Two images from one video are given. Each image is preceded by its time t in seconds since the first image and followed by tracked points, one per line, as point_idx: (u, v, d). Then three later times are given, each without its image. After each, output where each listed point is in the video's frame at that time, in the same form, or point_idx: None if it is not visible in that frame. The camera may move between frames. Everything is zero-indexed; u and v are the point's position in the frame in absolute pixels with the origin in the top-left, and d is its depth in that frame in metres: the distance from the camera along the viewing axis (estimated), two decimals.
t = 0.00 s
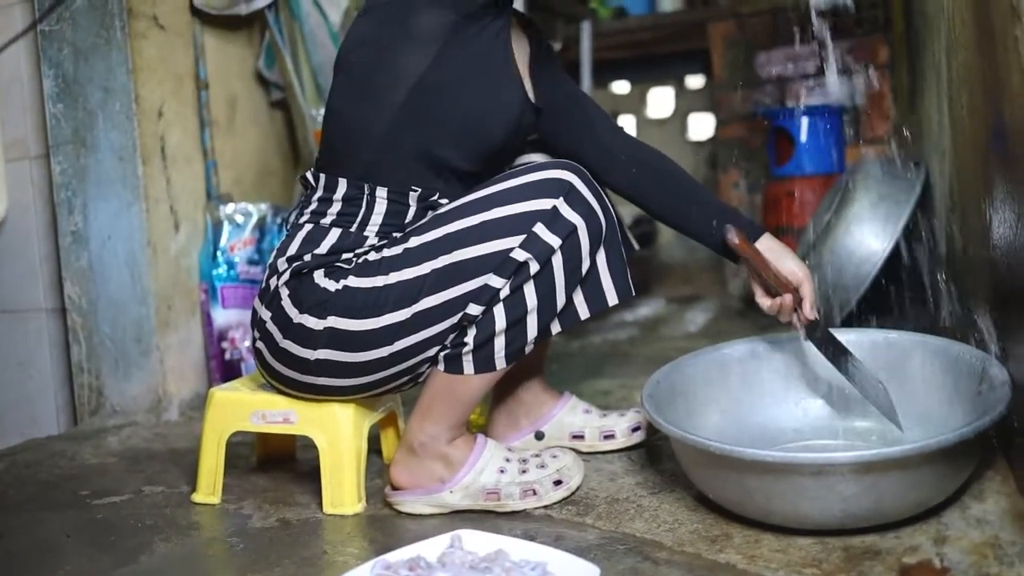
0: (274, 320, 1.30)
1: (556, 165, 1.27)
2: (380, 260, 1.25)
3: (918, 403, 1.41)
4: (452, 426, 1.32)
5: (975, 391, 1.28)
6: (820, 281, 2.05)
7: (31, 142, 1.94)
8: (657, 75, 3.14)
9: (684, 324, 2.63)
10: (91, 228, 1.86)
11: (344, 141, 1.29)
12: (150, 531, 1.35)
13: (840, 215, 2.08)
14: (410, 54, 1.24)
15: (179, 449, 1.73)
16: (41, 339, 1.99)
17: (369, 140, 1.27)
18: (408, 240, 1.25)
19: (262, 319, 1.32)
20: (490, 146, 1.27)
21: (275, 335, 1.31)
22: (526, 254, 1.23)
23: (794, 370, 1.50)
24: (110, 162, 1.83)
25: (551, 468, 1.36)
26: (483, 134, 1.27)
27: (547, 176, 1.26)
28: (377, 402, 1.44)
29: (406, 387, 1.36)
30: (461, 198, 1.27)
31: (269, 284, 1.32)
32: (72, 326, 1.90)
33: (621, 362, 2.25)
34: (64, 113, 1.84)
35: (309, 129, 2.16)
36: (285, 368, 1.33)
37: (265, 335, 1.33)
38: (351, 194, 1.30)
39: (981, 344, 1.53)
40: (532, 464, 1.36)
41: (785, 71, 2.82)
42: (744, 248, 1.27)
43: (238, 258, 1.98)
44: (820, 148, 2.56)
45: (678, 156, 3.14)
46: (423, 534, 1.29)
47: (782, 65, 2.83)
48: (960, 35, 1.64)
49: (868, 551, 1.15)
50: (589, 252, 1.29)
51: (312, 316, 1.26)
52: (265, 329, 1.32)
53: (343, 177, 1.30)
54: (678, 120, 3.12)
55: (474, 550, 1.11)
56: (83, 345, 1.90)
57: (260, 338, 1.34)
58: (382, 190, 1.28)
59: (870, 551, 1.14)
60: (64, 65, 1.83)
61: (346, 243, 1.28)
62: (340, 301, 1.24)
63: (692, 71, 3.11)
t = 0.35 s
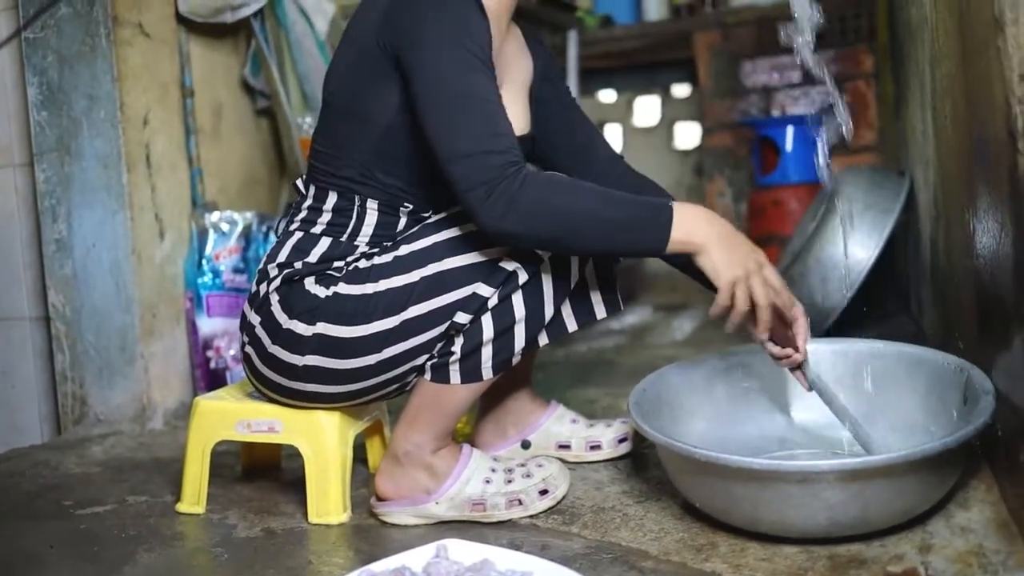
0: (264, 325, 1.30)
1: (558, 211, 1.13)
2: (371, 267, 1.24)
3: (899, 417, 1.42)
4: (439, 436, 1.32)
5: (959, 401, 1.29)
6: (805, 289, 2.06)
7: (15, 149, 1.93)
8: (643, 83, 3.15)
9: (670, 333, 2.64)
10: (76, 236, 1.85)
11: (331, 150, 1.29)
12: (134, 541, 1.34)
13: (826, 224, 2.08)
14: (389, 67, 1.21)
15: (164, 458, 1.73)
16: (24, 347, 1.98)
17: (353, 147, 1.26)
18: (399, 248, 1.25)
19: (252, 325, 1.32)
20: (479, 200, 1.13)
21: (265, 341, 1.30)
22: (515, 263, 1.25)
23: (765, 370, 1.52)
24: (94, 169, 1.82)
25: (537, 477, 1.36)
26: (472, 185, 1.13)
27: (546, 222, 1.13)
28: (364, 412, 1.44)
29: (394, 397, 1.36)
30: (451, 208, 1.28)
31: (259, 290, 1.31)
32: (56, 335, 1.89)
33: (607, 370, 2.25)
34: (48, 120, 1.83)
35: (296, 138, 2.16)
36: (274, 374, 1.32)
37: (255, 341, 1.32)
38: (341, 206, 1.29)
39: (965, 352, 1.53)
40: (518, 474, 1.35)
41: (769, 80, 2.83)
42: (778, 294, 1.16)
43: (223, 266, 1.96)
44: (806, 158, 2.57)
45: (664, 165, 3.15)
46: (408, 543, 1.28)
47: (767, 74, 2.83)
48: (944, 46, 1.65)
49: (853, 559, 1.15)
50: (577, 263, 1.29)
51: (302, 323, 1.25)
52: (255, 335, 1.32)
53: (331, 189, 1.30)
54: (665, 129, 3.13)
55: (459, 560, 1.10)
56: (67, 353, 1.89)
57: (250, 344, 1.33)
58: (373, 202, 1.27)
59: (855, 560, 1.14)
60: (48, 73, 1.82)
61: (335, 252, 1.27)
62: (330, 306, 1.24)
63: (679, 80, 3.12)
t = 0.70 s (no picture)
0: (247, 338, 1.29)
1: (626, 146, 1.15)
2: (355, 276, 1.24)
3: (890, 416, 1.42)
4: (426, 442, 1.32)
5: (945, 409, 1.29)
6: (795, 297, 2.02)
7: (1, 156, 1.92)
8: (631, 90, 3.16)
9: (658, 338, 2.64)
10: (62, 242, 1.85)
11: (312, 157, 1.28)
12: (120, 549, 1.33)
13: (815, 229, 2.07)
14: (376, 72, 1.21)
15: (151, 465, 1.72)
16: (9, 354, 1.97)
17: (338, 152, 1.26)
18: (383, 257, 1.24)
19: (235, 337, 1.31)
20: (551, 142, 1.15)
21: (248, 353, 1.30)
22: (500, 271, 1.24)
23: (753, 365, 1.52)
24: (80, 176, 1.81)
25: (525, 483, 1.35)
26: (539, 131, 1.15)
27: (611, 159, 1.15)
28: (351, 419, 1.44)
29: (380, 403, 1.35)
30: (434, 215, 1.27)
31: (242, 302, 1.31)
32: (41, 342, 1.88)
33: (595, 376, 2.26)
34: (34, 127, 1.82)
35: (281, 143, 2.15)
36: (259, 387, 1.32)
37: (237, 353, 1.32)
38: (320, 215, 1.28)
39: (951, 358, 1.54)
40: (507, 480, 1.35)
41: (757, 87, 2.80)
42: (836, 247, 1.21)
43: (211, 272, 1.96)
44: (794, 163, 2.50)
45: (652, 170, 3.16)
46: (396, 550, 1.28)
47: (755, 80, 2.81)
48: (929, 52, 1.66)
49: (841, 564, 1.15)
50: (564, 270, 1.29)
51: (286, 335, 1.25)
52: (238, 347, 1.31)
53: (311, 199, 1.29)
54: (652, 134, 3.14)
55: (447, 566, 1.10)
56: (53, 360, 1.88)
57: (233, 355, 1.33)
58: (352, 209, 1.27)
59: (843, 565, 1.15)
60: (34, 79, 1.81)
61: (318, 261, 1.27)
62: (314, 317, 1.24)
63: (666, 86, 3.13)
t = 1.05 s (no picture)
0: (235, 344, 1.29)
1: (613, 148, 1.16)
2: (345, 279, 1.24)
3: (880, 419, 1.42)
4: (415, 447, 1.31)
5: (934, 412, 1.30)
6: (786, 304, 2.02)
7: None
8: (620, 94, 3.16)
9: (648, 343, 2.64)
10: (49, 248, 1.84)
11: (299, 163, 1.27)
12: (107, 556, 1.32)
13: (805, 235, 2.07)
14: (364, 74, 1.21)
15: (139, 472, 1.71)
16: None
17: (324, 156, 1.25)
18: (373, 260, 1.24)
19: (223, 343, 1.31)
20: (542, 142, 1.16)
21: (237, 359, 1.29)
22: (490, 272, 1.24)
23: (740, 369, 1.51)
24: (68, 181, 1.81)
25: (514, 488, 1.35)
26: (530, 131, 1.16)
27: (602, 159, 1.16)
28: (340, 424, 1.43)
29: (368, 408, 1.35)
30: (423, 219, 1.27)
31: (229, 309, 1.30)
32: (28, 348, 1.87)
33: (585, 381, 2.26)
34: (21, 132, 1.81)
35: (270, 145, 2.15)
36: (248, 392, 1.32)
37: (226, 360, 1.31)
38: (305, 222, 1.28)
39: (939, 362, 1.54)
40: (496, 485, 1.35)
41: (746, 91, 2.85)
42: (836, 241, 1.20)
43: (199, 278, 1.96)
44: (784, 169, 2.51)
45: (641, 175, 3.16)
46: (385, 556, 1.28)
47: (743, 85, 2.85)
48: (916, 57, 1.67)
49: (830, 569, 1.15)
50: (552, 274, 1.29)
51: (275, 339, 1.25)
52: (227, 353, 1.31)
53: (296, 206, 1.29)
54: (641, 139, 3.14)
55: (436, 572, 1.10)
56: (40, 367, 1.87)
57: (222, 362, 1.32)
58: (337, 214, 1.27)
59: (831, 570, 1.15)
60: (22, 84, 1.79)
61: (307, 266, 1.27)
62: (303, 321, 1.23)
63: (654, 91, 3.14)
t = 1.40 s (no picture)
0: (230, 347, 1.28)
1: (594, 166, 1.16)
2: (341, 281, 1.23)
3: (872, 421, 1.43)
4: (407, 450, 1.31)
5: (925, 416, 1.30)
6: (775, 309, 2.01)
7: None
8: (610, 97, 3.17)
9: (639, 346, 2.64)
10: (38, 253, 1.84)
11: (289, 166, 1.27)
12: (97, 561, 1.32)
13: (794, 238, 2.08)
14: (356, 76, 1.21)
15: (129, 477, 1.71)
16: None
17: (316, 160, 1.25)
18: (369, 262, 1.24)
19: (217, 347, 1.30)
20: (525, 160, 1.16)
21: (231, 362, 1.29)
22: (485, 272, 1.24)
23: (732, 372, 1.52)
24: (57, 185, 1.80)
25: (506, 492, 1.35)
26: (515, 148, 1.16)
27: (581, 176, 1.16)
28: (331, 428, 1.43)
29: (361, 412, 1.35)
30: (418, 222, 1.27)
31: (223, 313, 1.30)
32: (18, 352, 1.87)
33: (576, 384, 2.26)
34: (10, 136, 1.81)
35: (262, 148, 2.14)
36: (241, 396, 1.31)
37: (220, 364, 1.31)
38: (297, 227, 1.28)
39: (929, 364, 1.54)
40: (487, 489, 1.35)
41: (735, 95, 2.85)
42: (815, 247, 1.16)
43: (190, 282, 1.95)
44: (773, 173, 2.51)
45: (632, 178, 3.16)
46: (376, 560, 1.27)
47: (734, 89, 2.85)
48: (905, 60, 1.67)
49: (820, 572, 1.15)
50: (545, 276, 1.30)
51: (271, 342, 1.24)
52: (221, 357, 1.30)
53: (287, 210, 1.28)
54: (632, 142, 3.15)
55: None
56: (30, 371, 1.87)
57: (215, 366, 1.32)
58: (329, 218, 1.27)
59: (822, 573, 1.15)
60: (11, 88, 1.80)
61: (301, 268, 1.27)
62: (300, 322, 1.23)
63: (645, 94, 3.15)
